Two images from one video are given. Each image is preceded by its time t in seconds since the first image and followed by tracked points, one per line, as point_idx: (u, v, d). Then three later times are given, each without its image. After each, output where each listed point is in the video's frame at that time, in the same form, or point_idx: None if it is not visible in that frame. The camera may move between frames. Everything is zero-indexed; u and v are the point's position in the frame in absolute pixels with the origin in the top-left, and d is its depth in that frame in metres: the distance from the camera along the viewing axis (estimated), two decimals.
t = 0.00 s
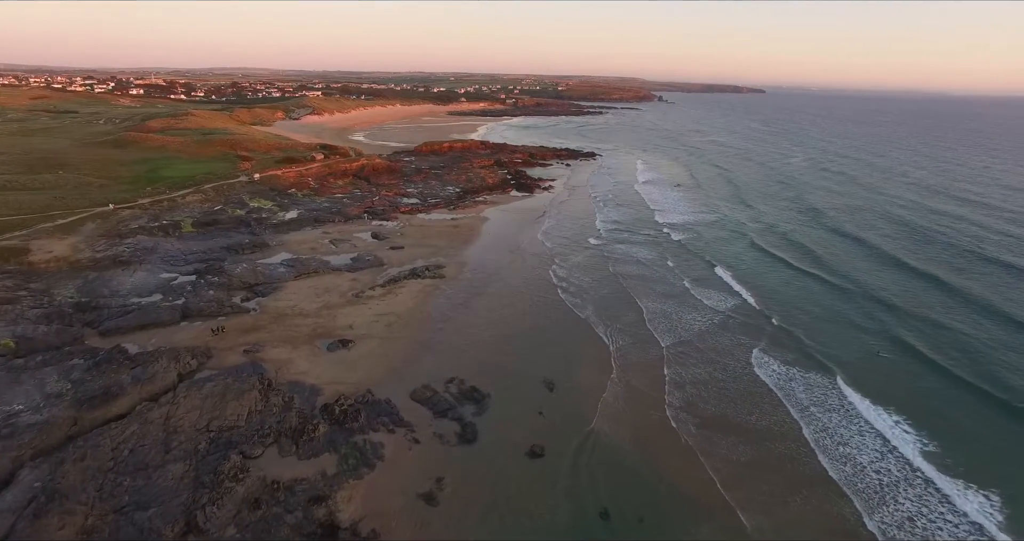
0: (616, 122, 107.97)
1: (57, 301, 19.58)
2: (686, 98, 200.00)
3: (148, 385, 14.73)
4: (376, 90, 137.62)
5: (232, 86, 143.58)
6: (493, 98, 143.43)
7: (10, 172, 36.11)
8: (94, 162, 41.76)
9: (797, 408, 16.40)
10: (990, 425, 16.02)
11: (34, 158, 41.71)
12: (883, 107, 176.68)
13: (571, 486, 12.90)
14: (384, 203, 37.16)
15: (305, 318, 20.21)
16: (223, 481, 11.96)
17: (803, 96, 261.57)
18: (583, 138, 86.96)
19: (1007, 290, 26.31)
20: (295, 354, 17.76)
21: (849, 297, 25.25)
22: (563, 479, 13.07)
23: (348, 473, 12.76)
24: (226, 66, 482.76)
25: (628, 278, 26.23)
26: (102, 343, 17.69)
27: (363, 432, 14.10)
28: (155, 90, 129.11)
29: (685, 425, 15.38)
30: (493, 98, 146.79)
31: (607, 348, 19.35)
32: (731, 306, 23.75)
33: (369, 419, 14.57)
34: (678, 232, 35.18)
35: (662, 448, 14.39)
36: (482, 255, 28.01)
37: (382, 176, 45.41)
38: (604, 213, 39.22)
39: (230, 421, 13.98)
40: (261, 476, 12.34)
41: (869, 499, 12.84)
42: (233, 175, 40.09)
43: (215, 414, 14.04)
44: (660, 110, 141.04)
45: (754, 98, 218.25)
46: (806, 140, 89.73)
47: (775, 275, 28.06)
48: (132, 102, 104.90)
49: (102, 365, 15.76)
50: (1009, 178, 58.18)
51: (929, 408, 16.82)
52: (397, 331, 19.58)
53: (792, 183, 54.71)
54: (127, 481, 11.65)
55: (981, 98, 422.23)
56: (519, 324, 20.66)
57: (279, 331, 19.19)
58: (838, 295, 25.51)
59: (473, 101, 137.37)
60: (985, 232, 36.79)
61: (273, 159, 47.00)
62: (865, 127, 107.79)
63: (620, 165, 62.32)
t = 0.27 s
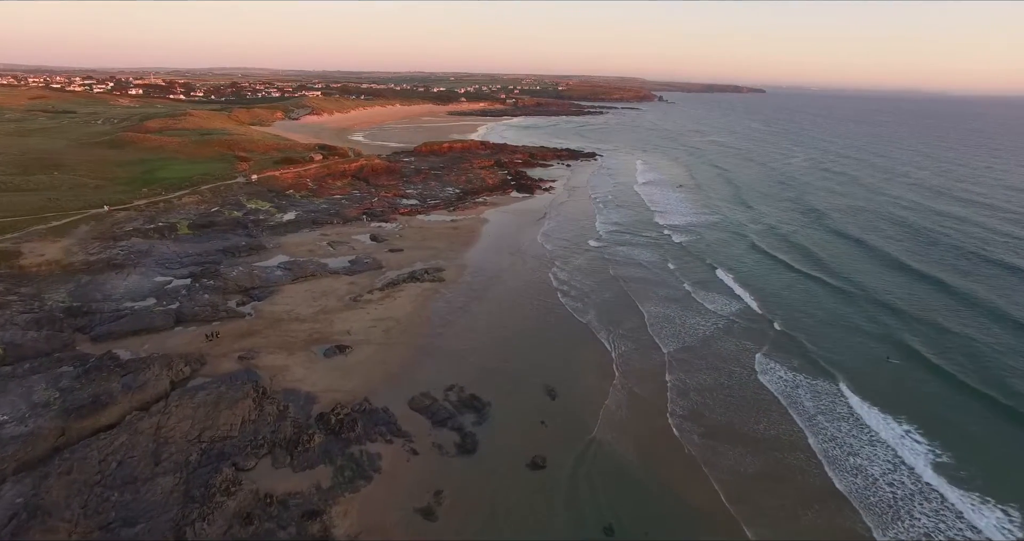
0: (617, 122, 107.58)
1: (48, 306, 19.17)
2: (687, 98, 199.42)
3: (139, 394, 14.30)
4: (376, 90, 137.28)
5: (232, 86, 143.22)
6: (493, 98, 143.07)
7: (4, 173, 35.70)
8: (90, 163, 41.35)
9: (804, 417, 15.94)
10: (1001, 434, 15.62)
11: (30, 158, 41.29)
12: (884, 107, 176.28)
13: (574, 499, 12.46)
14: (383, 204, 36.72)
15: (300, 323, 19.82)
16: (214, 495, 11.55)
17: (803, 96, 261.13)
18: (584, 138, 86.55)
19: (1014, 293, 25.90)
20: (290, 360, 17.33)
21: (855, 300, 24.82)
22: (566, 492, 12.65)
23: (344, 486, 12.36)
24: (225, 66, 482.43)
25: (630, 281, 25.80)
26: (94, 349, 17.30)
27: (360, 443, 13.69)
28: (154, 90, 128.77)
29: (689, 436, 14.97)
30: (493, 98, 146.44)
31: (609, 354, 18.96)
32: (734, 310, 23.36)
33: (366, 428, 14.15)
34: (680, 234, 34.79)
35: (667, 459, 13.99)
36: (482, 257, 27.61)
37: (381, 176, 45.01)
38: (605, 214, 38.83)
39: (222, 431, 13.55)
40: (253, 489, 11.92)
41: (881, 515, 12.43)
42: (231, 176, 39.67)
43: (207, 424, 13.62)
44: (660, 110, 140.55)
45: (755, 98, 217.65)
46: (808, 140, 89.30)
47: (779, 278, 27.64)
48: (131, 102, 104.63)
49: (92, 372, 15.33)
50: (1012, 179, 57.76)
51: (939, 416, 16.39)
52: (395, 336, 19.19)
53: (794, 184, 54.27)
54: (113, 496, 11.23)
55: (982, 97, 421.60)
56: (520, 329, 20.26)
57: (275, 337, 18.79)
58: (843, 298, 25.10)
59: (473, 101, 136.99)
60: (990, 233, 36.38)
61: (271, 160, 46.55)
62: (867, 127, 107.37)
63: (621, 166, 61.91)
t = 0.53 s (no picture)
0: (617, 122, 107.26)
1: (40, 310, 18.82)
2: (687, 98, 199.05)
3: (130, 402, 13.94)
4: (375, 90, 136.92)
5: (231, 86, 142.93)
6: (493, 97, 142.69)
7: None
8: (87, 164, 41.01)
9: (810, 426, 15.56)
10: (1012, 442, 15.29)
11: (26, 159, 40.94)
12: (884, 107, 175.89)
13: (577, 511, 12.13)
14: (382, 205, 36.38)
15: (297, 327, 19.47)
16: (206, 508, 11.21)
17: (804, 96, 260.79)
18: (584, 138, 86.21)
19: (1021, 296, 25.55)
20: (286, 366, 16.97)
21: (860, 303, 24.49)
22: (568, 504, 12.31)
23: (340, 497, 12.02)
24: (225, 66, 481.88)
25: (632, 284, 25.47)
26: (86, 354, 16.95)
27: (357, 452, 13.35)
28: (153, 90, 128.45)
29: (694, 444, 14.63)
30: (493, 97, 146.08)
31: (611, 360, 18.62)
32: (738, 314, 23.04)
33: (363, 437, 13.81)
34: (682, 236, 34.45)
35: (672, 469, 13.65)
36: (482, 260, 27.28)
37: (380, 177, 44.69)
38: (606, 216, 38.49)
39: (216, 440, 13.19)
40: (247, 501, 11.59)
41: (891, 527, 12.11)
42: (228, 176, 39.34)
43: (200, 433, 13.25)
44: (660, 110, 140.10)
45: (756, 98, 217.23)
46: (809, 140, 88.98)
47: (782, 281, 27.30)
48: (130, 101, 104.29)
49: (83, 379, 14.97)
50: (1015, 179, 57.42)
51: (949, 423, 16.03)
52: (394, 341, 18.85)
53: (796, 184, 53.94)
54: (102, 509, 10.88)
55: (984, 97, 420.33)
56: (520, 333, 19.95)
57: (271, 341, 18.43)
58: (847, 301, 24.77)
59: (473, 101, 136.66)
60: (994, 235, 36.04)
61: (270, 160, 46.22)
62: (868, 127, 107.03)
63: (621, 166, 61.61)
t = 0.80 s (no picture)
0: (618, 122, 106.82)
1: (30, 315, 18.40)
2: (688, 98, 198.59)
3: (119, 411, 13.50)
4: (375, 90, 136.43)
5: (231, 86, 142.48)
6: (493, 97, 142.22)
7: None
8: (83, 164, 40.58)
9: (818, 435, 15.13)
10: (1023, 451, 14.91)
11: (21, 159, 40.50)
12: (885, 107, 175.40)
13: (580, 525, 11.73)
14: (381, 207, 35.99)
15: (293, 332, 19.05)
16: (196, 524, 10.79)
17: (804, 95, 260.30)
18: (585, 138, 85.76)
19: None
20: (282, 373, 16.57)
21: (865, 307, 24.10)
22: (571, 518, 11.91)
23: (335, 511, 11.61)
24: (226, 67, 482.02)
25: (634, 287, 25.07)
26: (76, 361, 16.54)
27: (353, 463, 12.93)
28: (152, 90, 127.98)
29: (700, 454, 14.22)
30: (493, 97, 145.59)
31: (614, 366, 18.22)
32: (742, 318, 22.64)
33: (360, 448, 13.39)
34: (684, 238, 34.06)
35: (678, 480, 13.24)
36: (482, 262, 26.88)
37: (380, 178, 44.29)
38: (607, 217, 38.10)
39: (208, 451, 12.75)
40: (238, 516, 11.19)
41: None
42: (226, 177, 38.94)
43: (191, 443, 12.81)
44: (661, 110, 139.59)
45: (756, 98, 216.75)
46: (811, 140, 88.55)
47: (786, 284, 26.91)
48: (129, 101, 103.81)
49: (72, 387, 14.54)
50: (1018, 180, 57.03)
51: (962, 433, 15.59)
52: (392, 346, 18.44)
53: (798, 185, 53.55)
54: (88, 526, 10.48)
55: (984, 97, 419.85)
56: (521, 339, 19.56)
57: (266, 347, 18.02)
58: (852, 304, 24.39)
59: (473, 101, 136.19)
60: (1000, 236, 35.65)
61: (268, 161, 45.80)
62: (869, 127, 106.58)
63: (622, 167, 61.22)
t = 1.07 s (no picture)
0: (619, 122, 106.37)
1: (20, 320, 17.99)
2: (688, 98, 198.19)
3: (109, 422, 13.07)
4: (375, 90, 135.98)
5: (230, 86, 142.00)
6: (493, 97, 141.77)
7: None
8: (79, 165, 40.16)
9: (827, 446, 14.69)
10: None
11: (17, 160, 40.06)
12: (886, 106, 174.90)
13: None
14: (380, 208, 35.58)
15: (290, 338, 18.63)
16: None
17: (804, 95, 259.77)
18: (585, 138, 85.30)
19: None
20: (278, 380, 16.15)
21: (871, 310, 23.69)
22: (575, 534, 11.49)
23: (330, 527, 11.19)
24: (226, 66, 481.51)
25: (637, 291, 24.66)
26: (67, 369, 16.14)
27: (350, 476, 12.51)
28: (150, 90, 127.50)
29: (707, 465, 13.82)
30: (493, 97, 145.15)
31: (618, 373, 17.81)
32: (746, 322, 22.24)
33: (357, 459, 12.96)
34: (687, 240, 33.67)
35: (685, 493, 12.82)
36: (482, 265, 26.48)
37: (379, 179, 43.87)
38: (609, 218, 37.69)
39: (199, 463, 12.30)
40: (230, 533, 10.77)
41: None
42: (224, 178, 38.51)
43: (182, 455, 12.36)
44: (662, 110, 139.24)
45: (756, 98, 216.30)
46: (812, 140, 88.12)
47: (791, 287, 26.51)
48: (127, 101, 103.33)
49: (60, 396, 14.12)
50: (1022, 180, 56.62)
51: (975, 443, 15.16)
52: (391, 352, 18.03)
53: (800, 185, 53.15)
54: None
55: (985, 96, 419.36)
56: (523, 344, 19.17)
57: (262, 353, 17.61)
58: (858, 308, 23.98)
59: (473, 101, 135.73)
60: (1006, 238, 35.23)
61: (266, 161, 45.39)
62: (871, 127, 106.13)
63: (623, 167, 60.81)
